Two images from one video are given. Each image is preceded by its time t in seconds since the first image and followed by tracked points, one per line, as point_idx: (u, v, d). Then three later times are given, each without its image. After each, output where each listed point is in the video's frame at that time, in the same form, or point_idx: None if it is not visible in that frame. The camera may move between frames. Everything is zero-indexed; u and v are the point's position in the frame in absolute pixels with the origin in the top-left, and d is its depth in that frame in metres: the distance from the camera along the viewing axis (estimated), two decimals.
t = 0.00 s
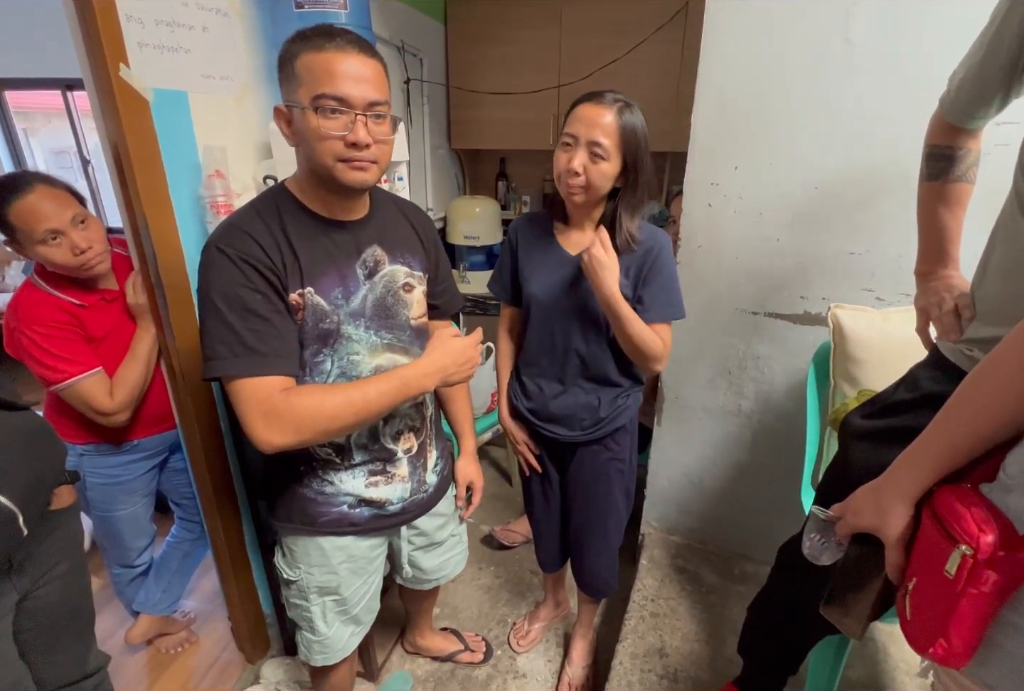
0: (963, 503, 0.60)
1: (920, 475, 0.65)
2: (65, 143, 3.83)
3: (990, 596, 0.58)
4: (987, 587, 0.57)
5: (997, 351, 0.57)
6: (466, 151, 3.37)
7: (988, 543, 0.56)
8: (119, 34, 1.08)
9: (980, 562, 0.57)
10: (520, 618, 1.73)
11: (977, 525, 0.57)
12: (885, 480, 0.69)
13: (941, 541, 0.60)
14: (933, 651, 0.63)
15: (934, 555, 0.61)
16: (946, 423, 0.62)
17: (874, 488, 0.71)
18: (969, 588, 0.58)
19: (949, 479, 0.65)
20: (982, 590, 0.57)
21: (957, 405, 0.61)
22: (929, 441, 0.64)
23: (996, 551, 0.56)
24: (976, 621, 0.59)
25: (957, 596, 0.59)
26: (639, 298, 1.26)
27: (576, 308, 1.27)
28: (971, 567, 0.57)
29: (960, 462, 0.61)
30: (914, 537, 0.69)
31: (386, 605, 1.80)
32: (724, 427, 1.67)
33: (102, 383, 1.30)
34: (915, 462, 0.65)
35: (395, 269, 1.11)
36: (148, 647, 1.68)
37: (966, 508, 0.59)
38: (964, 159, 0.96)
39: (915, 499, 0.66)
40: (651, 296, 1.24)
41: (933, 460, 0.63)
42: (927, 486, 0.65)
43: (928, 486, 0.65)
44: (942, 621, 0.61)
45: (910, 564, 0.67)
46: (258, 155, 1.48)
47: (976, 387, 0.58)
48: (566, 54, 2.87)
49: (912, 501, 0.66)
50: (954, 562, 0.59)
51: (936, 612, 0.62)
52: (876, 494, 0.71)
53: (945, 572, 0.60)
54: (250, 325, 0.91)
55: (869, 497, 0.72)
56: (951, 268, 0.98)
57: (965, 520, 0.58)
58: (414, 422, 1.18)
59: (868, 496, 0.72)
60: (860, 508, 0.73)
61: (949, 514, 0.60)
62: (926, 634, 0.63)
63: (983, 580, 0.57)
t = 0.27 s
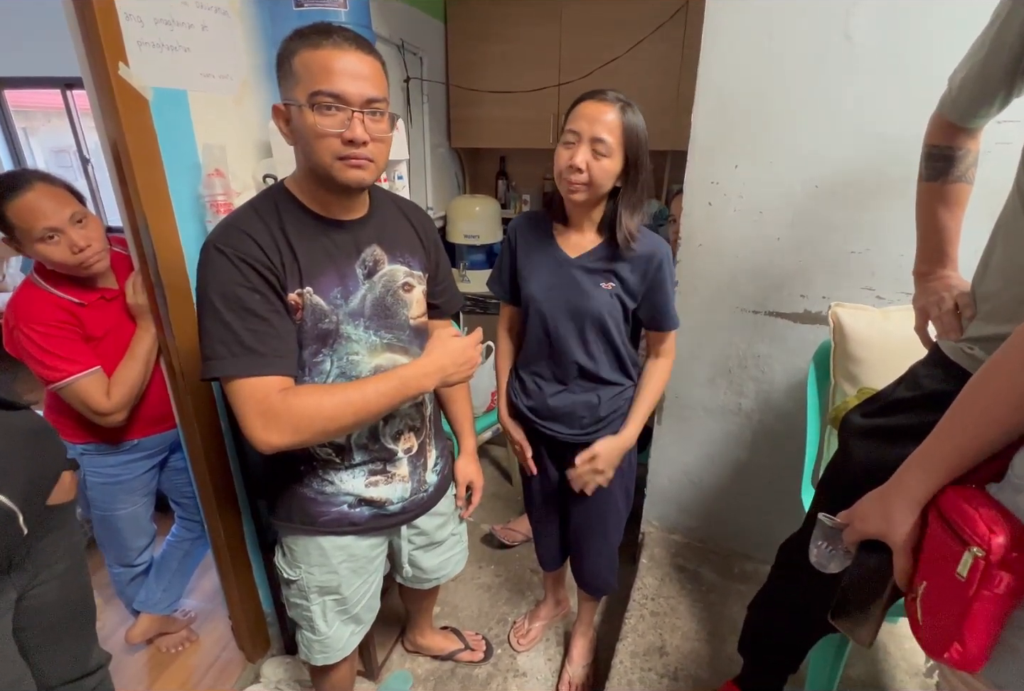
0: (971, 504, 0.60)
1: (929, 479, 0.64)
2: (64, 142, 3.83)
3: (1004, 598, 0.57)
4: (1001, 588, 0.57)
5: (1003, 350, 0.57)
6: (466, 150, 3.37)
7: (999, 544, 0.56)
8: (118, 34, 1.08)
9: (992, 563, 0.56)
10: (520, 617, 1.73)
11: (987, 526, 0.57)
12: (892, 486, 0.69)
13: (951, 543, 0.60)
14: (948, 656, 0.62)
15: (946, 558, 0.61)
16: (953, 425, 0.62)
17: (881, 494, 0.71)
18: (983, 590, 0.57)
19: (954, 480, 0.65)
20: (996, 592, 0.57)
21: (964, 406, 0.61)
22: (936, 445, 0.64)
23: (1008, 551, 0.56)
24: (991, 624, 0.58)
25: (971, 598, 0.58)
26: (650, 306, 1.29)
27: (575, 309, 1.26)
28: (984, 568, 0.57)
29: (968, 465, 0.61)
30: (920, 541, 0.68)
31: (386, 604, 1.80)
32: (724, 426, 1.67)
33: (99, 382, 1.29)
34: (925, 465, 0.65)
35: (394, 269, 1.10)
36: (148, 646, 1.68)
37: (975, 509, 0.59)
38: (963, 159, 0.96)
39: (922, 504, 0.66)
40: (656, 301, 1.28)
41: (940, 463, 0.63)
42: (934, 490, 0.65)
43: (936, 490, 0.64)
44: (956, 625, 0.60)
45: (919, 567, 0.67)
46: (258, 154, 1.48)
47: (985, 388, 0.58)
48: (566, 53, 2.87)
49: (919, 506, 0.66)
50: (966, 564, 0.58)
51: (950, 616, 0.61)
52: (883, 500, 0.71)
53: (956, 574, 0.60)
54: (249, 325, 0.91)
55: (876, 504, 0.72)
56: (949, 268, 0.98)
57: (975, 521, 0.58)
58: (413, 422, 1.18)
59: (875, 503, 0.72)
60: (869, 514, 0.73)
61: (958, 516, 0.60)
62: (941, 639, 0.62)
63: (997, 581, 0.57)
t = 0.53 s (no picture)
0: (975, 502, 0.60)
1: (932, 479, 0.64)
2: (64, 141, 3.82)
3: (1010, 597, 0.57)
4: (1007, 587, 0.57)
5: (1006, 349, 0.57)
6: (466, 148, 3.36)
7: (1005, 542, 0.56)
8: (116, 32, 1.08)
9: (998, 562, 0.56)
10: (520, 615, 1.74)
11: (992, 525, 0.57)
12: (893, 487, 0.69)
13: (955, 542, 0.60)
14: (953, 656, 0.61)
15: (951, 556, 0.61)
16: (949, 426, 0.62)
17: (882, 494, 0.71)
18: (988, 589, 0.57)
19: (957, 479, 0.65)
20: (1002, 591, 0.57)
21: (967, 406, 0.60)
22: (939, 445, 0.64)
23: (1013, 550, 0.56)
24: (999, 623, 0.58)
25: (977, 597, 0.58)
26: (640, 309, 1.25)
27: (574, 308, 1.26)
28: (989, 567, 0.57)
29: (972, 464, 0.61)
30: (922, 540, 0.68)
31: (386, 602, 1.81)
32: (724, 425, 1.67)
33: (94, 381, 1.29)
34: (927, 463, 0.65)
35: (393, 269, 1.10)
36: (148, 644, 1.69)
37: (979, 507, 0.59)
38: (962, 158, 0.96)
39: (925, 504, 0.66)
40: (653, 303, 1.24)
41: (943, 461, 0.63)
42: (936, 490, 0.65)
43: (938, 490, 0.64)
44: (961, 623, 0.60)
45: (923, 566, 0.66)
46: (257, 152, 1.47)
47: (987, 388, 0.58)
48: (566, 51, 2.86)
49: (920, 506, 0.66)
50: (971, 562, 0.58)
51: (956, 614, 0.61)
52: (885, 500, 0.70)
53: (961, 573, 0.59)
54: (247, 324, 0.91)
55: (876, 504, 0.72)
56: (947, 268, 0.98)
57: (979, 520, 0.58)
58: (413, 421, 1.18)
59: (875, 504, 0.72)
60: (869, 515, 0.72)
61: (960, 515, 0.60)
62: (947, 638, 0.62)
63: (1002, 580, 0.56)
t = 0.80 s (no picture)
0: (975, 499, 0.60)
1: (933, 477, 0.65)
2: (64, 140, 3.82)
3: (1010, 591, 0.57)
4: (1007, 582, 0.57)
5: (1008, 347, 0.57)
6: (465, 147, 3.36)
7: (1005, 538, 0.56)
8: (115, 32, 1.08)
9: (998, 557, 0.56)
10: (520, 614, 1.74)
11: (992, 520, 0.57)
12: (895, 486, 0.69)
13: (955, 537, 0.60)
14: (952, 651, 0.61)
15: (952, 552, 0.61)
16: (951, 424, 0.63)
17: (884, 493, 0.71)
18: (988, 584, 0.57)
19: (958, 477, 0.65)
20: (1002, 585, 0.57)
21: (969, 405, 0.60)
22: (940, 444, 0.64)
23: (1014, 545, 0.56)
24: (998, 618, 0.58)
25: (976, 592, 0.58)
26: (637, 307, 1.24)
27: (573, 306, 1.26)
28: (990, 562, 0.57)
29: (973, 461, 0.61)
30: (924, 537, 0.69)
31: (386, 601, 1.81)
32: (724, 423, 1.67)
33: (92, 377, 1.29)
34: (929, 461, 0.65)
35: (393, 267, 1.10)
36: (149, 643, 1.69)
37: (979, 502, 0.59)
38: (961, 157, 0.96)
39: (926, 501, 0.66)
40: (649, 301, 1.24)
41: (944, 457, 0.63)
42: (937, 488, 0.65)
43: (938, 488, 0.64)
44: (961, 618, 0.60)
45: (923, 563, 0.66)
46: (256, 151, 1.48)
47: (990, 387, 0.58)
48: (565, 50, 2.86)
49: (922, 503, 0.66)
50: (971, 557, 0.58)
51: (955, 609, 0.61)
52: (887, 498, 0.70)
53: (961, 568, 0.60)
54: (247, 322, 0.91)
55: (878, 502, 0.72)
56: (945, 267, 0.98)
57: (980, 516, 0.58)
58: (412, 421, 1.18)
59: (877, 502, 0.72)
60: (871, 513, 0.72)
61: (962, 510, 0.60)
62: (945, 632, 0.62)
63: (1002, 574, 0.56)
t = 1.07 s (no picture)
0: (975, 492, 0.60)
1: (934, 474, 0.64)
2: (64, 140, 3.82)
3: (1001, 583, 0.57)
4: (998, 574, 0.57)
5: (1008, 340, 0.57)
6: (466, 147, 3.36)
7: (998, 531, 0.56)
8: (114, 31, 1.07)
9: (991, 549, 0.57)
10: (521, 614, 1.74)
11: (988, 513, 0.57)
12: (898, 482, 0.69)
13: (951, 529, 0.60)
14: (943, 639, 0.62)
15: (946, 543, 0.61)
16: (952, 422, 0.62)
17: (886, 489, 0.71)
18: (980, 575, 0.57)
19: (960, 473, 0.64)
20: (994, 577, 0.57)
21: (970, 402, 0.60)
22: (942, 439, 0.64)
23: (1007, 538, 0.56)
24: (988, 608, 0.58)
25: (968, 583, 0.58)
26: (638, 304, 1.24)
27: (574, 304, 1.26)
28: (982, 554, 0.57)
29: (975, 457, 0.61)
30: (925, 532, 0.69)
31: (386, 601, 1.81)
32: (724, 423, 1.66)
33: (85, 373, 1.28)
34: (932, 457, 0.65)
35: (395, 266, 1.10)
36: (149, 642, 1.69)
37: (978, 496, 0.59)
38: (964, 156, 0.96)
39: (927, 496, 0.66)
40: (649, 299, 1.24)
41: (946, 452, 0.63)
42: (938, 484, 0.65)
43: (940, 484, 0.64)
44: (951, 609, 0.60)
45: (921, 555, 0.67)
46: (257, 150, 1.48)
47: (994, 386, 0.58)
48: (566, 49, 2.86)
49: (924, 497, 0.66)
50: (964, 550, 0.58)
51: (947, 599, 0.61)
52: (889, 494, 0.70)
53: (955, 560, 0.60)
54: (248, 317, 0.90)
55: (880, 498, 0.72)
56: (948, 265, 0.97)
57: (976, 508, 0.58)
58: (412, 420, 1.18)
59: (879, 497, 0.72)
60: (874, 507, 0.72)
61: (960, 503, 0.60)
62: (937, 623, 0.62)
63: (994, 567, 0.57)
